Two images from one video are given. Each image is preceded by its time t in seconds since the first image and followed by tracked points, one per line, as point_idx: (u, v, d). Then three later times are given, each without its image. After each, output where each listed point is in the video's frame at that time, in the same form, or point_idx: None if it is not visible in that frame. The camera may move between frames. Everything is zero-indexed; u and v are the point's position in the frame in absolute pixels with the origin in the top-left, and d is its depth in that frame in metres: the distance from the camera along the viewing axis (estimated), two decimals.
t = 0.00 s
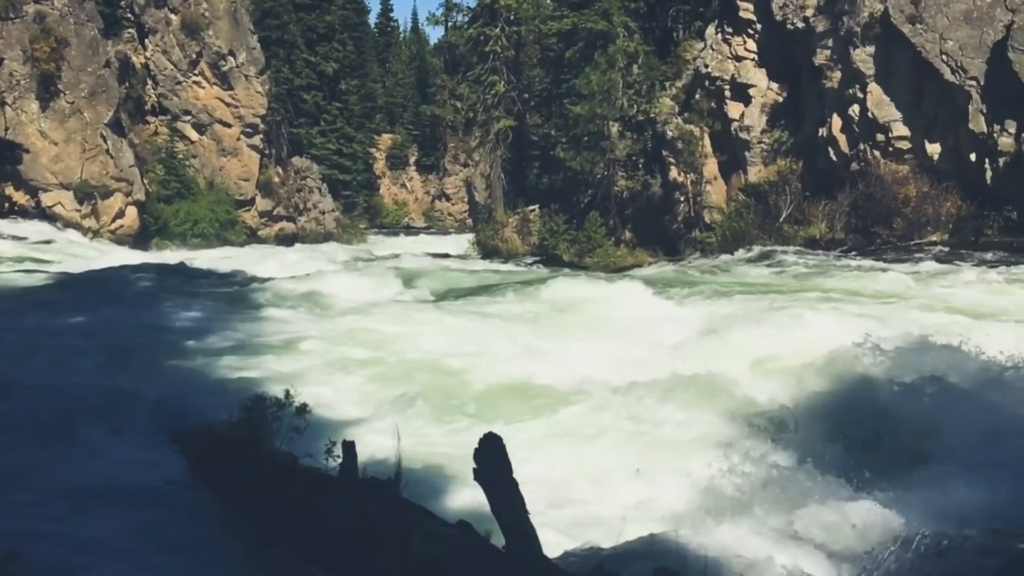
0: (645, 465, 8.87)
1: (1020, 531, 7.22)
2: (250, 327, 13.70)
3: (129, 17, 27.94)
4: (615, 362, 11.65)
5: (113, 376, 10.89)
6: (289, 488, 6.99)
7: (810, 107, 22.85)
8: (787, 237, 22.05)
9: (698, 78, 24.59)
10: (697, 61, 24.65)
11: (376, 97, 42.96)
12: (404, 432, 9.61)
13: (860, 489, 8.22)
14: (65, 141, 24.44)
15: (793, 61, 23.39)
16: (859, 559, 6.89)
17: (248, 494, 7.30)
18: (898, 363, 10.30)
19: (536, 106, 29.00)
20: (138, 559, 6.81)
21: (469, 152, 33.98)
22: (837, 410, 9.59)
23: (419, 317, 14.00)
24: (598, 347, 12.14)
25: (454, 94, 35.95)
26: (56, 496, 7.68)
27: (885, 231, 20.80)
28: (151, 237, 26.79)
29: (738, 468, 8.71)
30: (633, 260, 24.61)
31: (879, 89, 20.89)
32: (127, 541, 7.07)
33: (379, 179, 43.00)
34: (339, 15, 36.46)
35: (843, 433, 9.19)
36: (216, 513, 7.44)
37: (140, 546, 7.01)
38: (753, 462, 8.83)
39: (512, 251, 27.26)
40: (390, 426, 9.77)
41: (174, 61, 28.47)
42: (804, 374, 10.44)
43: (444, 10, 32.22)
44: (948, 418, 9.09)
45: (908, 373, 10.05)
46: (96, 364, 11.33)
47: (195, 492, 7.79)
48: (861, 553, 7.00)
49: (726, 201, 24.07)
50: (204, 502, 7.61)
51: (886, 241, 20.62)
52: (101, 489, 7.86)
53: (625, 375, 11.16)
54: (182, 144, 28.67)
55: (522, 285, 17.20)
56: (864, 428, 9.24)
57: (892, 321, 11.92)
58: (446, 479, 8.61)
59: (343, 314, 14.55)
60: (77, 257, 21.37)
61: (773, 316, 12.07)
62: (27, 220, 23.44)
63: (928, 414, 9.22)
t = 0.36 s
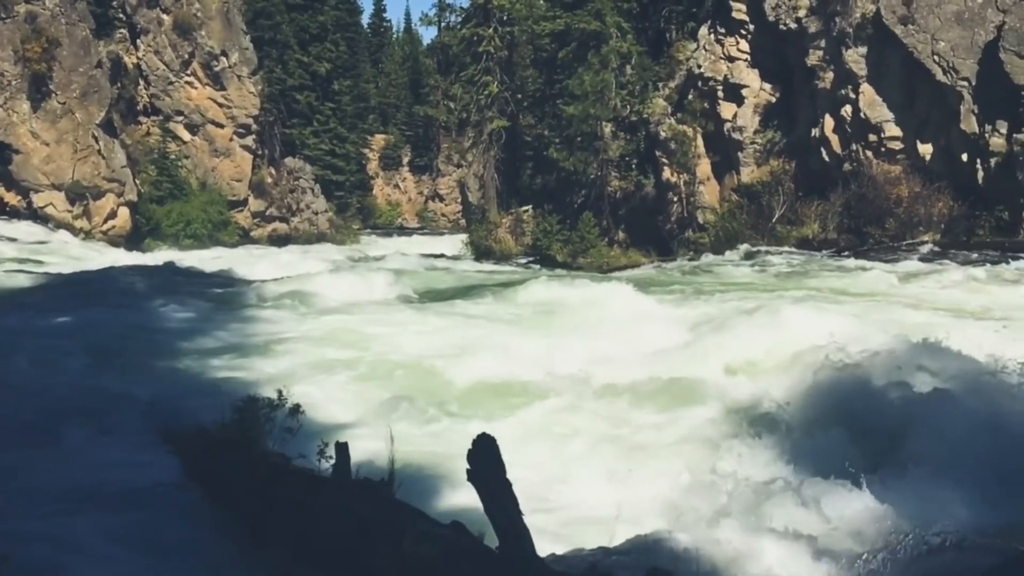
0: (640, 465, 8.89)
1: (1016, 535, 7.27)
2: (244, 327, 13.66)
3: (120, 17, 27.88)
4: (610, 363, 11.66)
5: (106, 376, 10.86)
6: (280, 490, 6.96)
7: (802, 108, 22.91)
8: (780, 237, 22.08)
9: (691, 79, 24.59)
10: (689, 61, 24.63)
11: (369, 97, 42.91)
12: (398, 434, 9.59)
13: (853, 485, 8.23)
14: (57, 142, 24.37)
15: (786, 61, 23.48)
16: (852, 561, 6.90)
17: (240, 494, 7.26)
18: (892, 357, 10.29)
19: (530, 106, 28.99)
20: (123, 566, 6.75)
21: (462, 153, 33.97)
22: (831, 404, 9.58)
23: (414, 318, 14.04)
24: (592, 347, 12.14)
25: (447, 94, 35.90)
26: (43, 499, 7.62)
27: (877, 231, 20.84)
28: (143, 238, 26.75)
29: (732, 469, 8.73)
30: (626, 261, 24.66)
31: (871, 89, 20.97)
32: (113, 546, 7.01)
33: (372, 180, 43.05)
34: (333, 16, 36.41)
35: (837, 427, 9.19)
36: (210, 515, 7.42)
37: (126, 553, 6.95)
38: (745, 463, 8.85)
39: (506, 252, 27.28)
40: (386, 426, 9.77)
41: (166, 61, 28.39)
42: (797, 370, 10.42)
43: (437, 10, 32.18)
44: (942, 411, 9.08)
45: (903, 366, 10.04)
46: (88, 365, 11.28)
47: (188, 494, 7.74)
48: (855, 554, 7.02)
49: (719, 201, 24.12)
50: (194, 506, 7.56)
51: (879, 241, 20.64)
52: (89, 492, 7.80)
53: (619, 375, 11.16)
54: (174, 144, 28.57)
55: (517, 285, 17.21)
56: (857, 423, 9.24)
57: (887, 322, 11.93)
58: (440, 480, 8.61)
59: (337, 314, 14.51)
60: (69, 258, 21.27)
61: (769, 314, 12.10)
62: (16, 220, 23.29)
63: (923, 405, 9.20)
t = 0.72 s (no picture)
0: (637, 467, 8.91)
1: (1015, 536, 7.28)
2: (240, 330, 13.64)
3: (116, 19, 27.78)
4: (607, 364, 11.67)
5: (100, 379, 10.84)
6: (276, 491, 6.95)
7: (798, 109, 22.95)
8: (776, 238, 22.06)
9: (686, 80, 24.75)
10: (685, 63, 24.74)
11: (365, 100, 42.89)
12: (394, 437, 9.58)
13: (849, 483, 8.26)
14: (52, 144, 24.36)
15: (782, 63, 23.55)
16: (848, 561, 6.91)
17: (237, 495, 7.27)
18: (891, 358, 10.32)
19: (526, 108, 28.95)
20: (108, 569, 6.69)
21: (459, 155, 33.94)
22: (830, 403, 9.64)
23: (410, 321, 13.93)
24: (589, 349, 12.17)
25: (443, 95, 35.84)
26: (31, 503, 7.59)
27: (872, 233, 20.85)
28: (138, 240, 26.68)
29: (730, 469, 8.71)
30: (622, 262, 24.66)
31: (867, 91, 21.03)
32: (98, 550, 6.97)
33: (368, 181, 43.08)
34: (329, 18, 36.42)
35: (836, 425, 9.24)
36: (207, 518, 7.41)
37: (112, 556, 6.90)
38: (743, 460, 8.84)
39: (501, 253, 27.39)
40: (382, 429, 9.76)
41: (162, 64, 28.37)
42: (795, 367, 10.42)
43: (433, 12, 32.16)
44: (943, 412, 9.14)
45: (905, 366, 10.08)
46: (84, 368, 11.26)
47: (184, 497, 7.73)
48: (850, 555, 7.03)
49: (715, 202, 24.17)
50: (188, 510, 7.53)
51: (874, 242, 20.62)
52: (76, 496, 7.76)
53: (616, 378, 11.16)
54: (169, 147, 28.59)
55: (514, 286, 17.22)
56: (857, 422, 9.30)
57: (885, 322, 11.91)
58: (436, 483, 8.61)
59: (333, 316, 14.50)
60: (64, 260, 21.22)
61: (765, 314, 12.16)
62: (11, 224, 23.62)
63: (922, 408, 9.27)
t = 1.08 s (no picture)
0: (637, 470, 8.91)
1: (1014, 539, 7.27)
2: (238, 334, 13.60)
3: (113, 23, 27.69)
4: (605, 368, 11.66)
5: (96, 384, 10.80)
6: (277, 495, 6.96)
7: (795, 112, 22.97)
8: (773, 241, 22.03)
9: (684, 84, 24.82)
10: (682, 67, 24.82)
11: (363, 103, 42.93)
12: (392, 441, 9.56)
13: (849, 485, 8.29)
14: (49, 148, 24.34)
15: (779, 67, 23.57)
16: (847, 566, 6.91)
17: (236, 499, 7.27)
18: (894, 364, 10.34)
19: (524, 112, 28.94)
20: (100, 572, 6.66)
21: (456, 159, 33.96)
22: (833, 409, 9.67)
23: (406, 325, 13.87)
24: (586, 354, 12.16)
25: (441, 99, 35.86)
26: (28, 509, 7.55)
27: (870, 236, 20.83)
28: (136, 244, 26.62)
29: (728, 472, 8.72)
30: (620, 266, 24.67)
31: (864, 95, 21.07)
32: (91, 554, 6.93)
33: (365, 186, 43.03)
34: (326, 22, 36.48)
35: (834, 431, 9.27)
36: (206, 522, 7.40)
37: (108, 560, 6.88)
38: (741, 461, 8.84)
39: (499, 257, 27.19)
40: (380, 433, 9.74)
41: (160, 68, 28.39)
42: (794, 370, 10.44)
43: (431, 16, 32.19)
44: (945, 419, 9.16)
45: (907, 371, 10.09)
46: (81, 373, 11.23)
47: (184, 501, 7.72)
48: (849, 559, 7.04)
49: (712, 206, 24.17)
50: (183, 514, 7.51)
51: (872, 246, 20.60)
52: (70, 501, 7.73)
53: (614, 383, 11.11)
54: (167, 151, 28.59)
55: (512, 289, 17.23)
56: (860, 427, 9.33)
57: (882, 325, 11.90)
58: (433, 488, 8.60)
59: (331, 321, 14.47)
60: (61, 265, 21.17)
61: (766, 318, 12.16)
62: (9, 228, 23.58)
63: (925, 414, 9.29)
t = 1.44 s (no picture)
0: (636, 473, 8.92)
1: (1009, 540, 7.24)
2: (237, 338, 13.61)
3: (112, 27, 27.75)
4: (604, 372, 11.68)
5: (95, 387, 10.80)
6: (276, 498, 6.96)
7: (793, 116, 23.02)
8: (772, 245, 22.05)
9: (683, 88, 24.86)
10: (681, 71, 24.91)
11: (362, 107, 43.01)
12: (391, 445, 9.56)
13: (847, 489, 8.30)
14: (48, 152, 24.30)
15: (776, 70, 23.62)
16: (846, 569, 6.91)
17: (234, 502, 7.26)
18: (891, 368, 10.31)
19: (523, 115, 28.99)
20: (96, 575, 6.65)
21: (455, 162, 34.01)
22: (833, 413, 9.68)
23: (405, 328, 13.88)
24: (585, 358, 12.17)
25: (440, 103, 35.91)
26: (28, 512, 7.57)
27: (869, 239, 20.87)
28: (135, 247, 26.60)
29: (727, 477, 8.72)
30: (619, 269, 24.74)
31: (863, 98, 21.10)
32: (87, 557, 6.93)
33: (364, 189, 43.11)
34: (325, 26, 36.57)
35: (836, 434, 9.28)
36: (205, 525, 7.41)
37: (107, 562, 6.89)
38: (740, 466, 8.85)
39: (497, 260, 27.20)
40: (379, 437, 9.73)
41: (159, 72, 28.38)
42: (793, 374, 10.42)
43: (430, 20, 32.25)
44: (945, 423, 9.14)
45: (910, 375, 10.07)
46: (81, 376, 11.23)
47: (182, 504, 7.73)
48: (848, 562, 7.04)
49: (711, 209, 24.20)
50: (181, 517, 7.51)
51: (870, 249, 20.68)
52: (67, 504, 7.73)
53: (613, 387, 11.11)
54: (166, 154, 28.54)
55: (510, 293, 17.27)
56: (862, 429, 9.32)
57: (882, 329, 11.90)
58: (432, 493, 8.58)
59: (331, 324, 14.49)
60: (61, 268, 21.17)
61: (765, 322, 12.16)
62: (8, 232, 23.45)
63: (919, 418, 9.28)
